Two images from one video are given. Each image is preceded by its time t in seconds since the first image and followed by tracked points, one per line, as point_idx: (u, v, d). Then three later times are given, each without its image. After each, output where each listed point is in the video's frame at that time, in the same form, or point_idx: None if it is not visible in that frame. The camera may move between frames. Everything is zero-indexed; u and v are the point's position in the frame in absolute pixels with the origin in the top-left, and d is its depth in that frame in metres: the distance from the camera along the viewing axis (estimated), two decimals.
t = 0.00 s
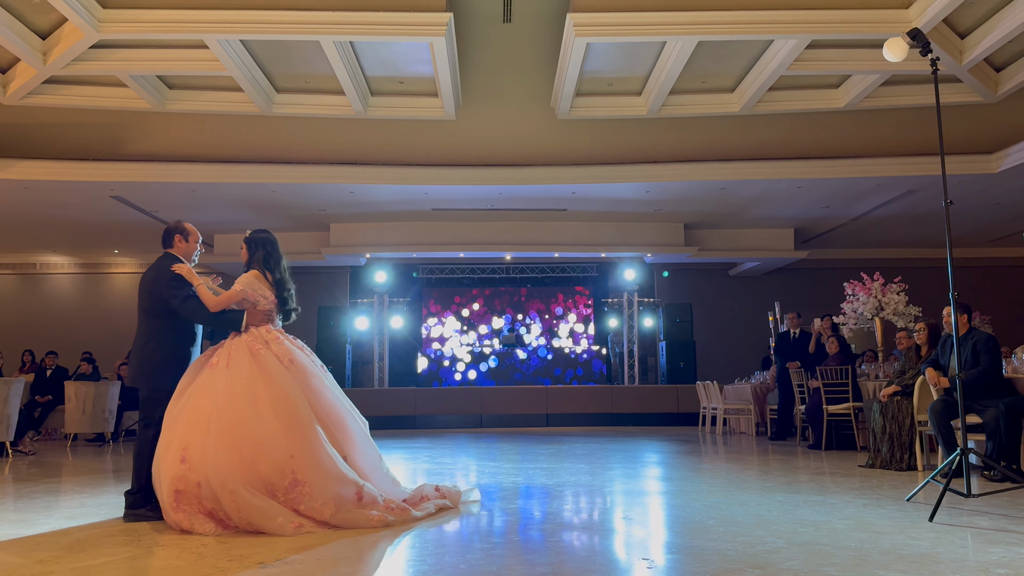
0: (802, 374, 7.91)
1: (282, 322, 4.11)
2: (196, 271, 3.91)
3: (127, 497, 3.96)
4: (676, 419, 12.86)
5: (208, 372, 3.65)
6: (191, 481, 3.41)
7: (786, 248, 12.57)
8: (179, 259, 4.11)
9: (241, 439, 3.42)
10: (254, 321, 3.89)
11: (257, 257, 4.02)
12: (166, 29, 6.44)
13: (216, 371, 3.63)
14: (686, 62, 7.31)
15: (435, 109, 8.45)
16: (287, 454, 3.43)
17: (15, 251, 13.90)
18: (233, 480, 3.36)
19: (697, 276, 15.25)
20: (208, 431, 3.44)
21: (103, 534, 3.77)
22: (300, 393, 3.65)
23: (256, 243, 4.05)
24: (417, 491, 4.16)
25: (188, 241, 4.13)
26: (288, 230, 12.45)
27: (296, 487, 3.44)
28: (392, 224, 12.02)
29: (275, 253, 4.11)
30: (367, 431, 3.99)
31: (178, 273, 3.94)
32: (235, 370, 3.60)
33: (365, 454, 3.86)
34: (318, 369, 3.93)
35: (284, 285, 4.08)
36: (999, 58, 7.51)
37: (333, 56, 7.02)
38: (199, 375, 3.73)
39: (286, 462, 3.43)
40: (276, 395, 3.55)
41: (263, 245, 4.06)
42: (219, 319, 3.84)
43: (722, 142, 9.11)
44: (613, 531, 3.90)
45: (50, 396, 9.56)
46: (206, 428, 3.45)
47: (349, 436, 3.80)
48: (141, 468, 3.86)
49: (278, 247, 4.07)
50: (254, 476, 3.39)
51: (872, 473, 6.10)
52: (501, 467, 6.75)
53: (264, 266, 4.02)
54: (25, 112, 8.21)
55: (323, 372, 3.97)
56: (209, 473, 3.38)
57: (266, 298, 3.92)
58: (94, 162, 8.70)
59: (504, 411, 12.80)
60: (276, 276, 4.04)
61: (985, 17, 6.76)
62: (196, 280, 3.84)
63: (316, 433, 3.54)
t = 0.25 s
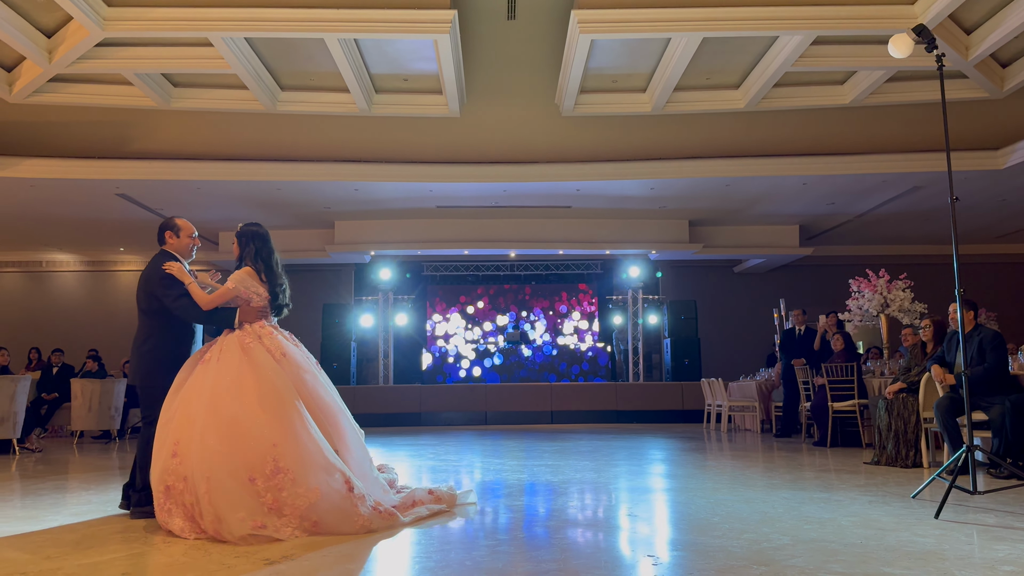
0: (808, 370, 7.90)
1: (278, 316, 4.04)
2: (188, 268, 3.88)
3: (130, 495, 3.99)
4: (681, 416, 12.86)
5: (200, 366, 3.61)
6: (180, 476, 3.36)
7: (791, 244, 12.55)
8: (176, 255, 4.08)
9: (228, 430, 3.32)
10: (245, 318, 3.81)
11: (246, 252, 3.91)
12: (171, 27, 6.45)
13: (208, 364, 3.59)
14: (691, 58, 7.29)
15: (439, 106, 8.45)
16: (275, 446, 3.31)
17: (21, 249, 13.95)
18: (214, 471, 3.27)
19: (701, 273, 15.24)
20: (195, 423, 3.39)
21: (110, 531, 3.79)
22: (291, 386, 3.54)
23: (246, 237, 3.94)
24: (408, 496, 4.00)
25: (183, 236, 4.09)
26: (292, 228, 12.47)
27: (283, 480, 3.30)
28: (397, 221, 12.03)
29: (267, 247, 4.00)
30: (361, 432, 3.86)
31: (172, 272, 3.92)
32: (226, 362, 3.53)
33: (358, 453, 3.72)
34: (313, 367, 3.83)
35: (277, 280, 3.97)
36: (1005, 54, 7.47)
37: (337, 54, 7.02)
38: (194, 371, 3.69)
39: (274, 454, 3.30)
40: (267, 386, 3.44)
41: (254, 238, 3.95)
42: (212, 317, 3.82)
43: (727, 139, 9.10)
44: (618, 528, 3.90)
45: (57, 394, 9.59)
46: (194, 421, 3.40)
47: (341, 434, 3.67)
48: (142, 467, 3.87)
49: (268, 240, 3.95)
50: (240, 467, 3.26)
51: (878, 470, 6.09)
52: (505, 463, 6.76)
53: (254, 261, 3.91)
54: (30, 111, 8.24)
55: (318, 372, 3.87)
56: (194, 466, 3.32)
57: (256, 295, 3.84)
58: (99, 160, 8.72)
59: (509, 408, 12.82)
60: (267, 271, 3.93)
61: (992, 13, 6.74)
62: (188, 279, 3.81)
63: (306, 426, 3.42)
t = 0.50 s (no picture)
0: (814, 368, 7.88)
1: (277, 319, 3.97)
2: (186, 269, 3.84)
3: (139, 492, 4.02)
4: (686, 414, 12.84)
5: (199, 367, 3.62)
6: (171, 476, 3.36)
7: (797, 241, 12.53)
8: (176, 255, 4.06)
9: (216, 429, 3.30)
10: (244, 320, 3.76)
11: (242, 254, 3.84)
12: (177, 26, 6.47)
13: (205, 365, 3.59)
14: (697, 55, 7.28)
15: (444, 104, 8.45)
16: (261, 445, 3.27)
17: (28, 248, 14.01)
18: (199, 470, 3.24)
19: (706, 271, 15.23)
20: (187, 423, 3.39)
21: (119, 528, 3.80)
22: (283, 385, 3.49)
23: (242, 238, 3.86)
24: (408, 495, 3.91)
25: (182, 235, 4.06)
26: (298, 226, 12.49)
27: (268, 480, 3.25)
28: (402, 219, 12.04)
29: (264, 248, 3.92)
30: (362, 431, 3.78)
31: (171, 271, 3.87)
32: (221, 362, 3.51)
33: (359, 452, 3.63)
34: (313, 365, 3.77)
35: (273, 283, 3.90)
36: (1013, 50, 7.43)
37: (343, 51, 7.03)
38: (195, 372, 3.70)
39: (260, 453, 3.26)
40: (257, 385, 3.41)
41: (250, 239, 3.87)
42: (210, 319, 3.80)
43: (733, 136, 9.08)
44: (625, 525, 3.90)
45: (65, 392, 9.61)
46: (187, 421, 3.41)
47: (342, 431, 3.58)
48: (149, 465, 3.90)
49: (264, 242, 3.86)
50: (225, 467, 3.22)
51: (885, 468, 6.07)
52: (511, 461, 6.76)
53: (250, 263, 3.84)
54: (37, 110, 8.27)
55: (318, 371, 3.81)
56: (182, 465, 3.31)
57: (253, 296, 3.77)
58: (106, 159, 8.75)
59: (514, 405, 12.83)
60: (262, 273, 3.85)
61: (999, 9, 6.70)
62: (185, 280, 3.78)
63: (295, 425, 3.37)
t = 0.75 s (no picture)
0: (822, 365, 7.87)
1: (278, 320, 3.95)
2: (188, 271, 3.78)
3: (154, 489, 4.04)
4: (693, 411, 12.82)
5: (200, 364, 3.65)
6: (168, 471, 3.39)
7: (804, 238, 12.49)
8: (183, 258, 4.00)
9: (210, 424, 3.32)
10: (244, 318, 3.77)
11: (243, 256, 3.76)
12: (184, 24, 6.49)
13: (205, 361, 3.62)
14: (703, 51, 7.25)
15: (450, 101, 8.45)
16: (253, 440, 3.29)
17: (37, 246, 14.08)
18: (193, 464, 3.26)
19: (713, 268, 15.20)
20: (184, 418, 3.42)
21: (127, 525, 3.81)
22: (279, 381, 3.49)
23: (244, 240, 3.79)
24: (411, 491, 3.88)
25: (187, 238, 3.99)
26: (305, 224, 12.51)
27: (259, 475, 3.27)
28: (409, 217, 12.05)
29: (267, 250, 3.84)
30: (364, 427, 3.76)
31: (174, 272, 3.83)
32: (219, 359, 3.53)
33: (359, 448, 3.61)
34: (313, 361, 3.77)
35: (274, 285, 3.85)
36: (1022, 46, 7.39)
37: (349, 49, 7.02)
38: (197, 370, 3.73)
39: (252, 447, 3.27)
40: (254, 381, 3.43)
41: (251, 242, 3.80)
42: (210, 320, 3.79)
43: (739, 132, 9.05)
44: (631, 523, 3.90)
45: (73, 389, 9.65)
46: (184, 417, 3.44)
47: (341, 425, 3.56)
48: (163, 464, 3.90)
49: (266, 245, 3.77)
50: (217, 461, 3.24)
51: (892, 465, 6.06)
52: (518, 458, 6.78)
53: (251, 266, 3.77)
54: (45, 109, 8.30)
55: (319, 367, 3.80)
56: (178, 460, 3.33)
57: (252, 297, 3.76)
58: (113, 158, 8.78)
59: (521, 403, 12.83)
60: (263, 276, 3.79)
61: (1008, 4, 6.67)
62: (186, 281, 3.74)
63: (289, 420, 3.37)
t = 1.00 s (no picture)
0: (829, 363, 7.85)
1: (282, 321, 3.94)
2: (195, 273, 3.77)
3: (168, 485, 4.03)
4: (700, 409, 12.80)
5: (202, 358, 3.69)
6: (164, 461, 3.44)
7: (811, 236, 12.47)
8: (193, 261, 3.96)
9: (203, 414, 3.35)
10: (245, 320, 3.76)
11: (248, 259, 3.75)
12: (191, 23, 6.51)
13: (207, 355, 3.66)
14: (710, 49, 7.24)
15: (456, 100, 8.45)
16: (244, 432, 3.32)
17: (45, 245, 14.14)
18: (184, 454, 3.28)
19: (719, 266, 15.17)
20: (181, 410, 3.45)
21: (137, 522, 3.82)
22: (274, 375, 3.51)
23: (250, 241, 3.77)
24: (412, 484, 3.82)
25: (196, 241, 3.95)
26: (311, 222, 12.54)
27: (247, 466, 3.28)
28: (415, 215, 12.05)
29: (274, 253, 3.82)
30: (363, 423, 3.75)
31: (181, 274, 3.82)
32: (218, 352, 3.57)
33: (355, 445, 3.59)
34: (313, 358, 3.78)
35: (279, 287, 3.84)
36: None
37: (355, 48, 7.04)
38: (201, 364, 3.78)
39: (242, 439, 3.29)
40: (250, 376, 3.45)
41: (258, 243, 3.77)
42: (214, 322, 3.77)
43: (746, 130, 9.04)
44: (638, 521, 3.89)
45: (82, 388, 9.68)
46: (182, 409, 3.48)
47: (337, 420, 3.56)
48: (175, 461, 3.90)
49: (271, 247, 3.75)
50: (207, 451, 3.26)
51: (900, 463, 6.04)
52: (524, 456, 6.77)
53: (256, 268, 3.75)
54: (52, 108, 8.33)
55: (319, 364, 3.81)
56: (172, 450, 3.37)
57: (255, 298, 3.76)
58: (121, 156, 8.82)
59: (527, 401, 12.83)
60: (268, 278, 3.78)
61: None
62: (192, 282, 3.74)
63: (281, 414, 3.39)
